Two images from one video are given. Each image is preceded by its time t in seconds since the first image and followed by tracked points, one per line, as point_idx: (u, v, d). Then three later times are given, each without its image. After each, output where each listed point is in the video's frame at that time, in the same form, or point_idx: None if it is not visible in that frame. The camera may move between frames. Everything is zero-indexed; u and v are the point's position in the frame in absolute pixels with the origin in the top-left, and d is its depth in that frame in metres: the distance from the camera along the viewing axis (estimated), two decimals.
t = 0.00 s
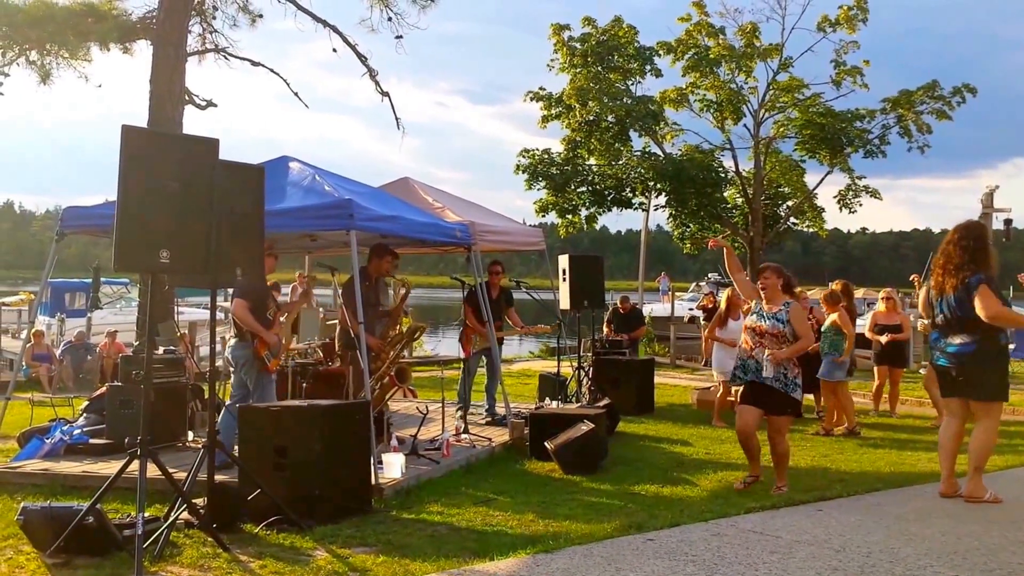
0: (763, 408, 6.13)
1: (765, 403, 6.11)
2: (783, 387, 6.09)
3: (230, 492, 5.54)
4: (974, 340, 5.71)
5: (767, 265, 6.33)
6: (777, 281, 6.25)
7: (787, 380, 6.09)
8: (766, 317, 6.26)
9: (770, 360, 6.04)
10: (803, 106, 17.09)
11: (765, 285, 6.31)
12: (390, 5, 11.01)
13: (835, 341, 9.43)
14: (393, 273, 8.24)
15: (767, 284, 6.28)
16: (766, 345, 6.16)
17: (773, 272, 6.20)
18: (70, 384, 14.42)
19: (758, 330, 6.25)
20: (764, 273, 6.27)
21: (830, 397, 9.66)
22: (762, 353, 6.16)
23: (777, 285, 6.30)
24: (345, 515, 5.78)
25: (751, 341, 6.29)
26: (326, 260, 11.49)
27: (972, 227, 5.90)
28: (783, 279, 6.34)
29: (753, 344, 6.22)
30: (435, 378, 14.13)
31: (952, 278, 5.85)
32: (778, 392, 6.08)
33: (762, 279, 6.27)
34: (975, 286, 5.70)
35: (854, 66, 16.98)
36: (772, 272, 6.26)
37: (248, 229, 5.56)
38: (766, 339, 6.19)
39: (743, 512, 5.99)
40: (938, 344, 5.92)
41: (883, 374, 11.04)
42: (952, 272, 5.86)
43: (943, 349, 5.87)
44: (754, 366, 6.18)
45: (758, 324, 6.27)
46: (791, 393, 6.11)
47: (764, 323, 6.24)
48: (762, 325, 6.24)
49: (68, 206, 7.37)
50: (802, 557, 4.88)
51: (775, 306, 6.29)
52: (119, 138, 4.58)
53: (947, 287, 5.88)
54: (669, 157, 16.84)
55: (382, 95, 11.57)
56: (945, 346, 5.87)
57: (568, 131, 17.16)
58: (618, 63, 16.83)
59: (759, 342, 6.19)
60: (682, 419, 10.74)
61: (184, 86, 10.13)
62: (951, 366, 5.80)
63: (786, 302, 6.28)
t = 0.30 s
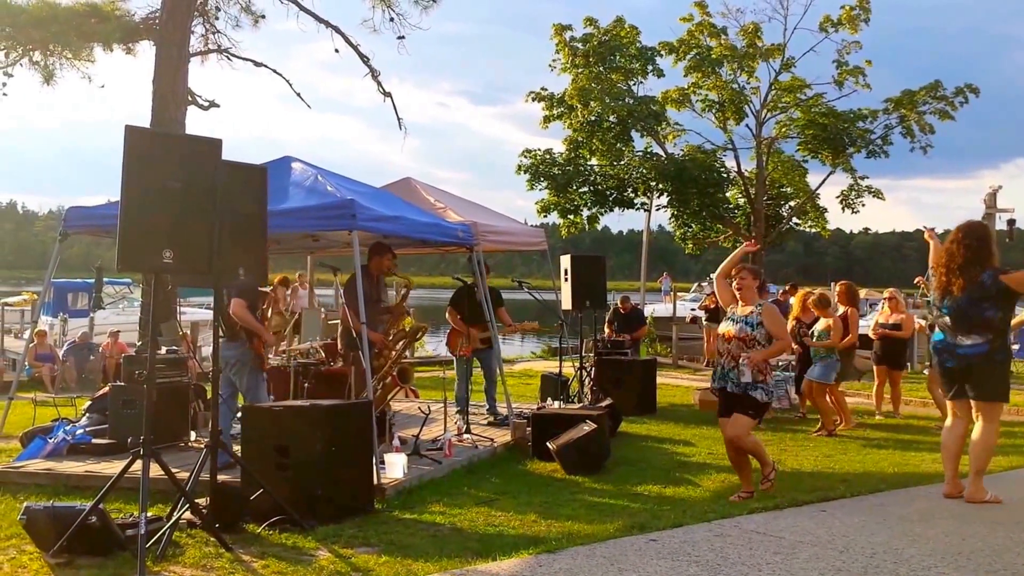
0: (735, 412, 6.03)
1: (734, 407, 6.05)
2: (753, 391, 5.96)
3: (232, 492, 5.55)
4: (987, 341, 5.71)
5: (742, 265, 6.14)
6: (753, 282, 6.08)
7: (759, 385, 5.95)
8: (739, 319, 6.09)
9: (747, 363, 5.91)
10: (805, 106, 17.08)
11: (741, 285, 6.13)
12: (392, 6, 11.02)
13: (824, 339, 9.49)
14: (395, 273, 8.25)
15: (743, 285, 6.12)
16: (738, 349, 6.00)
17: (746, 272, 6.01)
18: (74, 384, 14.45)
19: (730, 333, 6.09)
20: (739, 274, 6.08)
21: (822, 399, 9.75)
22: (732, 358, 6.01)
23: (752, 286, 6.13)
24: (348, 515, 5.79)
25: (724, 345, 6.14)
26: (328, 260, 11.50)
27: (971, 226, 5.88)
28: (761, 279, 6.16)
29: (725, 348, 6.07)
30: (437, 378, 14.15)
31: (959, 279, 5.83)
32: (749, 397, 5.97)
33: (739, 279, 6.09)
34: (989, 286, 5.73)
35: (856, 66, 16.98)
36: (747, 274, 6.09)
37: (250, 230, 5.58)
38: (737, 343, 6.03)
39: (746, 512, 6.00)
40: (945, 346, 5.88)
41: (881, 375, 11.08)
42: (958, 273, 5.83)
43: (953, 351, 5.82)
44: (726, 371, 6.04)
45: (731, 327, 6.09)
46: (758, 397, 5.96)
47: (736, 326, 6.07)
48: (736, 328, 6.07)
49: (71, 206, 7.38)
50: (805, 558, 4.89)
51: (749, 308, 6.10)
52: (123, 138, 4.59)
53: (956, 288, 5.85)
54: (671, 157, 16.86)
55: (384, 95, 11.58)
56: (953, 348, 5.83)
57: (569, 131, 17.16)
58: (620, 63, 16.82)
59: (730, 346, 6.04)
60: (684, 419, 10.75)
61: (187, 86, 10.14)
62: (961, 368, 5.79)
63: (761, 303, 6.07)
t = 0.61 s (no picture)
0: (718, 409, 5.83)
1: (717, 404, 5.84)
2: (736, 387, 5.76)
3: (235, 491, 5.56)
4: (992, 345, 5.69)
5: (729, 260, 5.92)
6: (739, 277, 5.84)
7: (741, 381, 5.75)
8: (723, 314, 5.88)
9: (716, 355, 5.74)
10: (807, 106, 17.08)
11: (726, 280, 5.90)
12: (395, 6, 11.03)
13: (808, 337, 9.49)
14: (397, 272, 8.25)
15: (727, 280, 5.88)
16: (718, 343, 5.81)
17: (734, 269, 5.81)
18: (77, 384, 14.47)
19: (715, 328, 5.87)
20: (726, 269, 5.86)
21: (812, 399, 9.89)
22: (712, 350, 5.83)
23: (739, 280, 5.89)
24: (350, 515, 5.80)
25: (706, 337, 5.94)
26: (330, 259, 11.52)
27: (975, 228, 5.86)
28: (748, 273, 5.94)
29: (708, 341, 5.86)
30: (440, 378, 14.17)
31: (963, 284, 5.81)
32: (729, 393, 5.77)
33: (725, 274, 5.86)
34: (997, 291, 5.73)
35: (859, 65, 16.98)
36: (733, 269, 5.86)
37: (251, 230, 5.60)
38: (724, 338, 5.81)
39: (748, 512, 6.01)
40: (951, 351, 5.86)
41: (883, 375, 11.03)
42: (963, 277, 5.81)
43: (958, 356, 5.81)
44: (706, 365, 5.87)
45: (713, 320, 5.88)
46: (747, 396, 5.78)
47: (721, 321, 5.86)
48: (718, 323, 5.86)
49: (74, 206, 7.39)
50: (808, 558, 4.89)
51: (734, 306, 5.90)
52: (126, 138, 4.60)
53: (961, 293, 5.83)
54: (673, 157, 16.88)
55: (386, 94, 11.59)
56: (959, 353, 5.82)
57: (571, 131, 17.17)
58: (622, 63, 16.80)
59: (712, 341, 5.84)
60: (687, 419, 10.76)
61: (189, 87, 10.16)
62: (967, 374, 5.77)
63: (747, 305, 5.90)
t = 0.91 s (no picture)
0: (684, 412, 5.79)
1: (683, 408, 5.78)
2: (703, 390, 5.71)
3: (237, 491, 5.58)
4: (1003, 348, 5.71)
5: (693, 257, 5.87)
6: (705, 273, 5.78)
7: (704, 383, 5.70)
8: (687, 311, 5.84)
9: (694, 365, 5.66)
10: (810, 105, 17.07)
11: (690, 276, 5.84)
12: (397, 6, 11.04)
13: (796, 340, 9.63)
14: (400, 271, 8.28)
15: (693, 277, 5.84)
16: (687, 345, 5.77)
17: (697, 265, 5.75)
18: (80, 383, 14.48)
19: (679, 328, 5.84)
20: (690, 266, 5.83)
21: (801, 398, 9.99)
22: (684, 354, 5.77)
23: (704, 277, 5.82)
24: (352, 514, 5.82)
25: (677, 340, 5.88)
26: (333, 259, 11.53)
27: (984, 230, 5.83)
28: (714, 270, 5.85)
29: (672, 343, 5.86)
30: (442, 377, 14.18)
31: (976, 287, 5.78)
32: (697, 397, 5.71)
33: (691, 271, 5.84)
34: (1008, 295, 5.72)
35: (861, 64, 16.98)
36: (698, 264, 5.81)
37: (253, 229, 5.61)
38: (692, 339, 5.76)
39: (751, 512, 6.02)
40: (959, 352, 5.85)
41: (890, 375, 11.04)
42: (976, 280, 5.78)
43: (968, 359, 5.80)
44: (676, 369, 5.77)
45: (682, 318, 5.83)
46: (710, 398, 5.72)
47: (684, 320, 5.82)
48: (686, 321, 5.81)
49: (77, 206, 7.40)
50: (811, 558, 4.90)
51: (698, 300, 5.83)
52: (130, 138, 4.61)
53: (972, 296, 5.80)
54: (675, 156, 16.87)
55: (389, 93, 11.60)
56: (968, 355, 5.80)
57: (573, 130, 17.16)
58: (624, 62, 16.79)
59: (676, 341, 5.83)
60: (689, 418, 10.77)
61: (192, 86, 10.18)
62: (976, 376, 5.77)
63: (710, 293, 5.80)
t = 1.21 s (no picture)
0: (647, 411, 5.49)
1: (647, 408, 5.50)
2: (670, 395, 5.43)
3: (239, 490, 5.60)
4: (1007, 356, 5.68)
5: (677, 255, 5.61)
6: (687, 276, 5.55)
7: (674, 387, 5.42)
8: (665, 316, 5.52)
9: (658, 361, 5.38)
10: (812, 103, 17.07)
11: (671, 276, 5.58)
12: (398, 5, 11.06)
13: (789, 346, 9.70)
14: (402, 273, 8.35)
15: (674, 277, 5.57)
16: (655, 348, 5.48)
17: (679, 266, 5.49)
18: (82, 382, 14.52)
19: (653, 331, 5.53)
20: (672, 264, 5.55)
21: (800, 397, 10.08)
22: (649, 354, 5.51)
23: (686, 278, 5.59)
24: (354, 512, 5.84)
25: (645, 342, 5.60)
26: (335, 258, 11.55)
27: (994, 240, 5.83)
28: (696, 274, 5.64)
29: (643, 346, 5.55)
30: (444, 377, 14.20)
31: (983, 295, 5.74)
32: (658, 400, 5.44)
33: (672, 270, 5.55)
34: (1015, 304, 5.69)
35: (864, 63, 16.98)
36: (681, 265, 5.55)
37: (256, 229, 5.63)
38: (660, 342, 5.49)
39: (753, 511, 6.03)
40: (964, 360, 5.81)
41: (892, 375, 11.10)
42: (983, 289, 5.75)
43: (971, 366, 5.77)
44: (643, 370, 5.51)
45: (653, 322, 5.55)
46: (680, 402, 5.44)
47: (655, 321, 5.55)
48: (658, 325, 5.52)
49: (79, 205, 7.43)
50: (813, 557, 4.91)
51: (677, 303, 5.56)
52: (133, 138, 4.64)
53: (978, 304, 5.77)
54: (677, 155, 16.88)
55: (390, 93, 11.62)
56: (972, 363, 5.77)
57: (575, 129, 17.17)
58: (626, 61, 16.79)
59: (648, 344, 5.51)
60: (691, 417, 10.79)
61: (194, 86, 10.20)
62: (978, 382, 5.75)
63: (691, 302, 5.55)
